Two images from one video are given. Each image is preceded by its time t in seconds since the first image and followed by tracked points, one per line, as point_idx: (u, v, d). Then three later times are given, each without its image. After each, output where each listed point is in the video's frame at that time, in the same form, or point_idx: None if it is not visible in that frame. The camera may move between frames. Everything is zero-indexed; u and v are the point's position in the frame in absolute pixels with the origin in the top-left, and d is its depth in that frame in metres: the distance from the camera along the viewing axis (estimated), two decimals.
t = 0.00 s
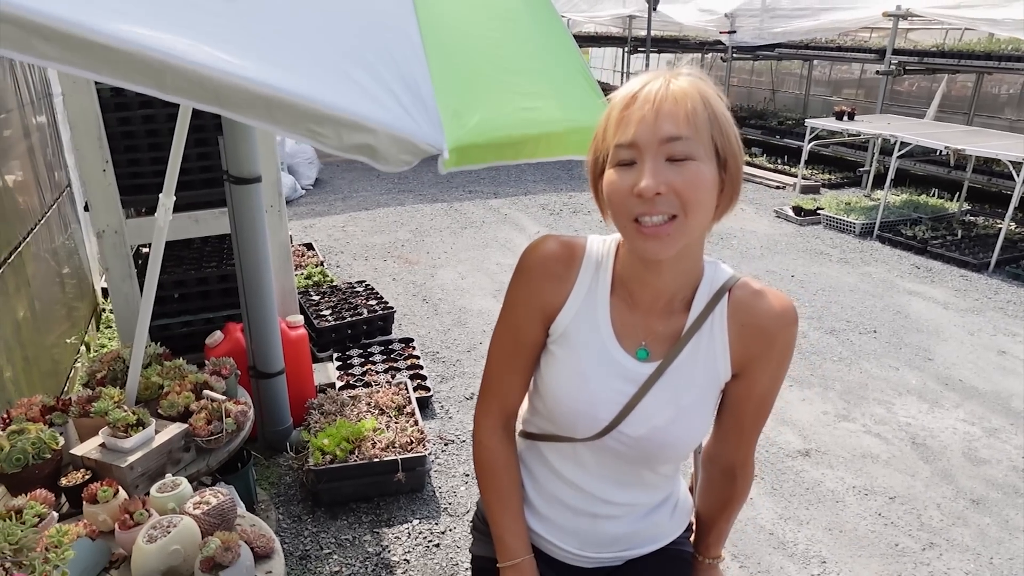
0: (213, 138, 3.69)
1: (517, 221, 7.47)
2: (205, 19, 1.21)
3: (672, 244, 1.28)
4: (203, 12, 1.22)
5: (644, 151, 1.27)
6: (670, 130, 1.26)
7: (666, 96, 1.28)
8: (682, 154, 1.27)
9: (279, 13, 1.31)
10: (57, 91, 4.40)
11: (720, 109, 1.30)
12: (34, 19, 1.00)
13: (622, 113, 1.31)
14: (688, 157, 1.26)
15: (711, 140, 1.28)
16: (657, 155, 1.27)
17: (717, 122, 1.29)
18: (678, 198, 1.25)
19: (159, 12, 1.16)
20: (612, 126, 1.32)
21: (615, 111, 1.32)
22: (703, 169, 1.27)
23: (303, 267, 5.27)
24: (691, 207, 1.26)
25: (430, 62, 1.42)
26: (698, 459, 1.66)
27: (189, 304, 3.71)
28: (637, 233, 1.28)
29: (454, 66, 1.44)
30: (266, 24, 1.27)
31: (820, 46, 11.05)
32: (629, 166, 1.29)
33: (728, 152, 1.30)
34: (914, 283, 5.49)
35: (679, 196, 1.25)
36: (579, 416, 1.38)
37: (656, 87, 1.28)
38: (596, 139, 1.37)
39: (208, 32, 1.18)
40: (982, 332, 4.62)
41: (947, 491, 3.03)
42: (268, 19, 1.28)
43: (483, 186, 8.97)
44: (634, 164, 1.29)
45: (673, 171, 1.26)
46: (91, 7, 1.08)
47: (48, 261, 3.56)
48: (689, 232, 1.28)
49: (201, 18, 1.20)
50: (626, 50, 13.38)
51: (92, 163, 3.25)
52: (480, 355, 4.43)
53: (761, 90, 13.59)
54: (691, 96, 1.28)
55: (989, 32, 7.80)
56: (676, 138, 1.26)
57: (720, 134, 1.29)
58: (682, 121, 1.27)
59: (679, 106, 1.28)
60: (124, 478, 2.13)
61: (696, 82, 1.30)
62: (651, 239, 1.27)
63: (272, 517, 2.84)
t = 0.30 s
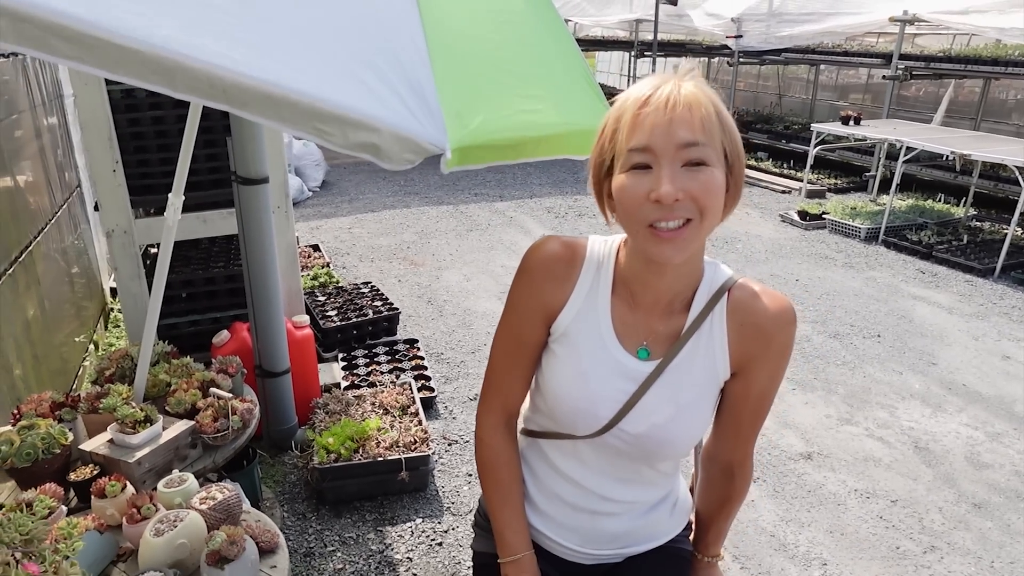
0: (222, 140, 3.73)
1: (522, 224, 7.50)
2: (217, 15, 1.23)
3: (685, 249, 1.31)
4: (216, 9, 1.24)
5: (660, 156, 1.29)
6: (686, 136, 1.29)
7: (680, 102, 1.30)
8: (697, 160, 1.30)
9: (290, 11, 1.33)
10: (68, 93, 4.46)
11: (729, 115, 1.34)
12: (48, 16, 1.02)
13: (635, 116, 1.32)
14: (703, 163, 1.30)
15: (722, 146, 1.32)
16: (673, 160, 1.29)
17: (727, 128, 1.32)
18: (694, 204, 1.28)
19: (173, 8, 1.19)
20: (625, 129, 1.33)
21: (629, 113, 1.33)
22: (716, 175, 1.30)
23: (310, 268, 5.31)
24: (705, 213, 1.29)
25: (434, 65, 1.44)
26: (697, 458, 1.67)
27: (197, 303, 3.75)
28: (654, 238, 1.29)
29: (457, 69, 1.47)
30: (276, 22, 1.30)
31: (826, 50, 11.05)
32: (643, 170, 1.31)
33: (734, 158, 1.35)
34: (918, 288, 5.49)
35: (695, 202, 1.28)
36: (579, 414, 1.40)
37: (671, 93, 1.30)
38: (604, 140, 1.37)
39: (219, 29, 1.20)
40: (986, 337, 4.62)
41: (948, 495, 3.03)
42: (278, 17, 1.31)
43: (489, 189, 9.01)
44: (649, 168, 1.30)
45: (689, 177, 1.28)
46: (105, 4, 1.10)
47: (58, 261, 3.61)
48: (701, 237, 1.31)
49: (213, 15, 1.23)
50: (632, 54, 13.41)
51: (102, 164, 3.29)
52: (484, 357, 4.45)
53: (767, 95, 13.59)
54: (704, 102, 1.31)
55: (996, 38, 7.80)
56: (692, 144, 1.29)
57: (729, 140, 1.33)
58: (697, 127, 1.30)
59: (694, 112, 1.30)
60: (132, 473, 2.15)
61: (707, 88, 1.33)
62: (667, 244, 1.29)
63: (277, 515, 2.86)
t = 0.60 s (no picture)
0: (228, 143, 3.77)
1: (527, 226, 7.52)
2: (221, 19, 1.25)
3: (705, 257, 1.33)
4: (219, 13, 1.26)
5: (687, 166, 1.29)
6: (711, 147, 1.30)
7: (706, 112, 1.30)
8: (719, 170, 1.32)
9: (293, 14, 1.36)
10: (77, 96, 4.51)
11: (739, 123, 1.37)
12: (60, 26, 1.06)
13: (658, 122, 1.30)
14: (724, 173, 1.32)
15: (736, 154, 1.35)
16: (699, 170, 1.30)
17: (739, 137, 1.36)
18: (719, 214, 1.30)
19: (178, 11, 1.22)
20: (646, 134, 1.30)
21: (650, 118, 1.30)
22: (733, 184, 1.34)
23: (315, 270, 5.34)
24: (725, 222, 1.32)
25: (435, 68, 1.47)
26: (698, 457, 1.68)
27: (203, 304, 3.78)
28: (680, 247, 1.30)
29: (458, 71, 1.49)
30: (279, 24, 1.32)
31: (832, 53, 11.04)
32: (667, 178, 1.30)
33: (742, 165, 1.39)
34: (923, 291, 5.48)
35: (720, 213, 1.30)
36: (581, 413, 1.42)
37: (697, 102, 1.30)
38: (617, 144, 1.35)
39: (223, 33, 1.22)
40: (991, 340, 4.61)
41: (951, 497, 3.03)
42: (283, 21, 1.33)
43: (494, 191, 9.03)
44: (674, 177, 1.30)
45: (713, 187, 1.30)
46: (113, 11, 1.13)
47: (66, 262, 3.65)
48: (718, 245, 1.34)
49: (217, 19, 1.25)
50: (637, 57, 13.42)
51: (110, 166, 3.33)
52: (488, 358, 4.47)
53: (772, 97, 13.59)
54: (723, 110, 1.33)
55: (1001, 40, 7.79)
56: (717, 154, 1.31)
57: (741, 148, 1.36)
58: (719, 137, 1.31)
59: (716, 121, 1.31)
60: (138, 472, 2.18)
61: (722, 96, 1.35)
62: (692, 254, 1.30)
63: (281, 514, 2.89)
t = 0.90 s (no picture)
0: (232, 145, 3.78)
1: (530, 228, 7.52)
2: (224, 26, 1.26)
3: (718, 261, 1.34)
4: (224, 20, 1.27)
5: (704, 171, 1.29)
6: (726, 151, 1.31)
7: (721, 117, 1.30)
8: (732, 174, 1.33)
9: (294, 21, 1.37)
10: (81, 99, 4.53)
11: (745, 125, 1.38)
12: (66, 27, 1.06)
13: (674, 127, 1.30)
14: (736, 177, 1.33)
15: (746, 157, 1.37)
16: (715, 175, 1.30)
17: (746, 140, 1.37)
18: (734, 219, 1.31)
19: (184, 18, 1.22)
20: (661, 138, 1.30)
21: (665, 121, 1.30)
22: (743, 188, 1.35)
23: (319, 272, 5.35)
24: (737, 226, 1.33)
25: (437, 72, 1.48)
26: (701, 459, 1.69)
27: (207, 307, 3.79)
28: (697, 253, 1.30)
29: (460, 75, 1.50)
30: (282, 30, 1.33)
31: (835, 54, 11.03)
32: (683, 183, 1.30)
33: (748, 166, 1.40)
34: (927, 292, 5.47)
35: (734, 218, 1.31)
36: (584, 415, 1.42)
37: (713, 107, 1.30)
38: (628, 148, 1.33)
39: (227, 38, 1.23)
40: (995, 341, 4.59)
41: (955, 498, 3.02)
42: (287, 28, 1.34)
43: (497, 193, 9.04)
44: (691, 183, 1.30)
45: (728, 191, 1.31)
46: (118, 17, 1.13)
47: (70, 264, 3.66)
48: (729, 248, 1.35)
49: (221, 26, 1.25)
50: (640, 59, 13.42)
51: (115, 169, 3.34)
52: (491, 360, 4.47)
53: (776, 98, 13.58)
54: (734, 114, 1.33)
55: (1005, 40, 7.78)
56: (731, 159, 1.32)
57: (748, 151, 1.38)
58: (732, 142, 1.32)
59: (730, 125, 1.32)
60: (142, 474, 2.19)
61: (731, 98, 1.36)
62: (709, 258, 1.31)
63: (285, 516, 2.89)
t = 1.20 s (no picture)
0: (236, 149, 3.80)
1: (534, 230, 7.53)
2: (234, 37, 1.25)
3: (727, 260, 1.33)
4: (233, 31, 1.27)
5: (711, 169, 1.29)
6: (733, 149, 1.31)
7: (727, 115, 1.31)
8: (739, 173, 1.33)
9: (301, 30, 1.36)
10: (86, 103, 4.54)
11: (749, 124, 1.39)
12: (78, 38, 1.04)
13: (680, 126, 1.30)
14: (743, 175, 1.34)
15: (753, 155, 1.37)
16: (722, 173, 1.30)
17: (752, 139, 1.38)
18: (742, 217, 1.31)
19: (189, 27, 1.21)
20: (667, 138, 1.30)
21: (672, 121, 1.30)
22: (751, 186, 1.35)
23: (323, 274, 5.36)
24: (746, 224, 1.33)
25: (444, 75, 1.48)
26: (707, 460, 1.69)
27: (212, 310, 3.80)
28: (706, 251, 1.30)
29: (467, 78, 1.51)
30: (289, 41, 1.32)
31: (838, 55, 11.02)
32: (690, 182, 1.30)
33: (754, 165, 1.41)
34: (932, 292, 5.46)
35: (743, 216, 1.31)
36: (592, 418, 1.42)
37: (718, 106, 1.31)
38: (636, 148, 1.33)
39: (238, 50, 1.23)
40: (1001, 341, 4.57)
41: (962, 499, 3.01)
42: (295, 37, 1.34)
43: (501, 195, 9.05)
44: (698, 182, 1.30)
45: (736, 189, 1.31)
46: (128, 29, 1.12)
47: (75, 268, 3.67)
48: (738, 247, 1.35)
49: (230, 37, 1.25)
50: (643, 60, 13.43)
51: (120, 172, 3.35)
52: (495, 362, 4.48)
53: (779, 99, 13.57)
54: (740, 112, 1.34)
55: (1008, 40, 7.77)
56: (738, 158, 1.32)
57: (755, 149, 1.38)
58: (738, 140, 1.32)
59: (736, 124, 1.32)
60: (149, 476, 2.19)
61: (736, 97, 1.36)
62: (718, 257, 1.31)
63: (291, 518, 2.89)
